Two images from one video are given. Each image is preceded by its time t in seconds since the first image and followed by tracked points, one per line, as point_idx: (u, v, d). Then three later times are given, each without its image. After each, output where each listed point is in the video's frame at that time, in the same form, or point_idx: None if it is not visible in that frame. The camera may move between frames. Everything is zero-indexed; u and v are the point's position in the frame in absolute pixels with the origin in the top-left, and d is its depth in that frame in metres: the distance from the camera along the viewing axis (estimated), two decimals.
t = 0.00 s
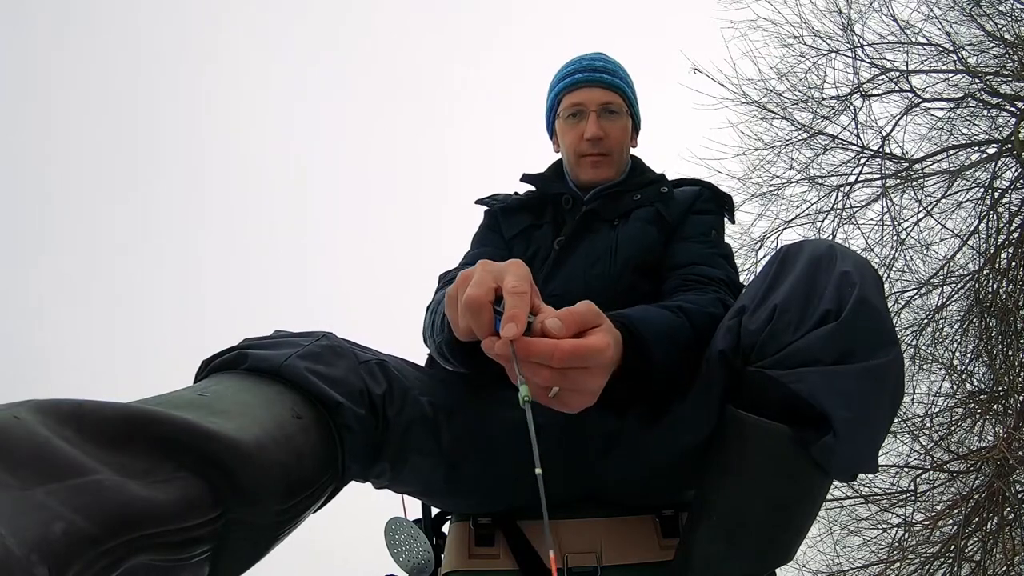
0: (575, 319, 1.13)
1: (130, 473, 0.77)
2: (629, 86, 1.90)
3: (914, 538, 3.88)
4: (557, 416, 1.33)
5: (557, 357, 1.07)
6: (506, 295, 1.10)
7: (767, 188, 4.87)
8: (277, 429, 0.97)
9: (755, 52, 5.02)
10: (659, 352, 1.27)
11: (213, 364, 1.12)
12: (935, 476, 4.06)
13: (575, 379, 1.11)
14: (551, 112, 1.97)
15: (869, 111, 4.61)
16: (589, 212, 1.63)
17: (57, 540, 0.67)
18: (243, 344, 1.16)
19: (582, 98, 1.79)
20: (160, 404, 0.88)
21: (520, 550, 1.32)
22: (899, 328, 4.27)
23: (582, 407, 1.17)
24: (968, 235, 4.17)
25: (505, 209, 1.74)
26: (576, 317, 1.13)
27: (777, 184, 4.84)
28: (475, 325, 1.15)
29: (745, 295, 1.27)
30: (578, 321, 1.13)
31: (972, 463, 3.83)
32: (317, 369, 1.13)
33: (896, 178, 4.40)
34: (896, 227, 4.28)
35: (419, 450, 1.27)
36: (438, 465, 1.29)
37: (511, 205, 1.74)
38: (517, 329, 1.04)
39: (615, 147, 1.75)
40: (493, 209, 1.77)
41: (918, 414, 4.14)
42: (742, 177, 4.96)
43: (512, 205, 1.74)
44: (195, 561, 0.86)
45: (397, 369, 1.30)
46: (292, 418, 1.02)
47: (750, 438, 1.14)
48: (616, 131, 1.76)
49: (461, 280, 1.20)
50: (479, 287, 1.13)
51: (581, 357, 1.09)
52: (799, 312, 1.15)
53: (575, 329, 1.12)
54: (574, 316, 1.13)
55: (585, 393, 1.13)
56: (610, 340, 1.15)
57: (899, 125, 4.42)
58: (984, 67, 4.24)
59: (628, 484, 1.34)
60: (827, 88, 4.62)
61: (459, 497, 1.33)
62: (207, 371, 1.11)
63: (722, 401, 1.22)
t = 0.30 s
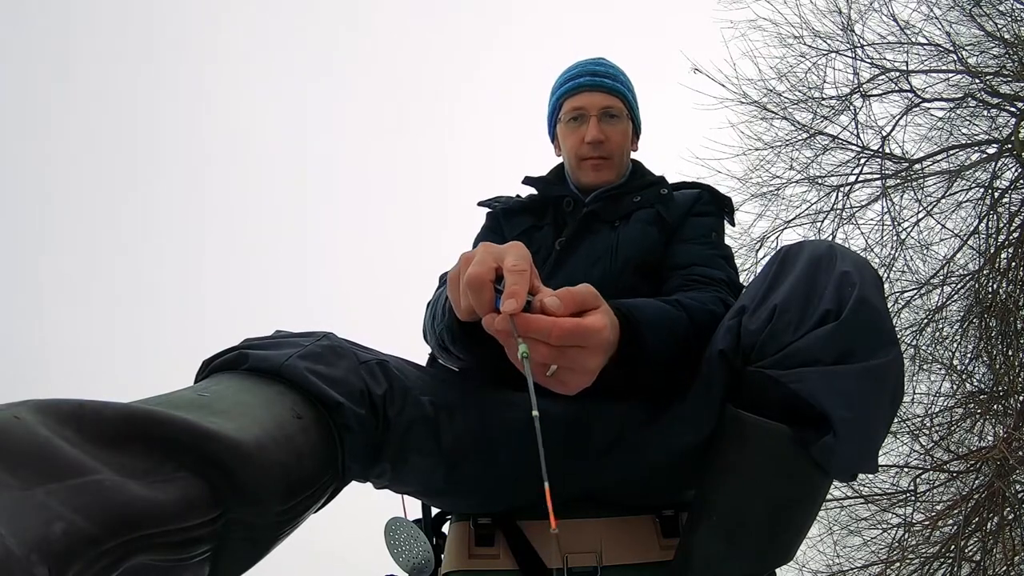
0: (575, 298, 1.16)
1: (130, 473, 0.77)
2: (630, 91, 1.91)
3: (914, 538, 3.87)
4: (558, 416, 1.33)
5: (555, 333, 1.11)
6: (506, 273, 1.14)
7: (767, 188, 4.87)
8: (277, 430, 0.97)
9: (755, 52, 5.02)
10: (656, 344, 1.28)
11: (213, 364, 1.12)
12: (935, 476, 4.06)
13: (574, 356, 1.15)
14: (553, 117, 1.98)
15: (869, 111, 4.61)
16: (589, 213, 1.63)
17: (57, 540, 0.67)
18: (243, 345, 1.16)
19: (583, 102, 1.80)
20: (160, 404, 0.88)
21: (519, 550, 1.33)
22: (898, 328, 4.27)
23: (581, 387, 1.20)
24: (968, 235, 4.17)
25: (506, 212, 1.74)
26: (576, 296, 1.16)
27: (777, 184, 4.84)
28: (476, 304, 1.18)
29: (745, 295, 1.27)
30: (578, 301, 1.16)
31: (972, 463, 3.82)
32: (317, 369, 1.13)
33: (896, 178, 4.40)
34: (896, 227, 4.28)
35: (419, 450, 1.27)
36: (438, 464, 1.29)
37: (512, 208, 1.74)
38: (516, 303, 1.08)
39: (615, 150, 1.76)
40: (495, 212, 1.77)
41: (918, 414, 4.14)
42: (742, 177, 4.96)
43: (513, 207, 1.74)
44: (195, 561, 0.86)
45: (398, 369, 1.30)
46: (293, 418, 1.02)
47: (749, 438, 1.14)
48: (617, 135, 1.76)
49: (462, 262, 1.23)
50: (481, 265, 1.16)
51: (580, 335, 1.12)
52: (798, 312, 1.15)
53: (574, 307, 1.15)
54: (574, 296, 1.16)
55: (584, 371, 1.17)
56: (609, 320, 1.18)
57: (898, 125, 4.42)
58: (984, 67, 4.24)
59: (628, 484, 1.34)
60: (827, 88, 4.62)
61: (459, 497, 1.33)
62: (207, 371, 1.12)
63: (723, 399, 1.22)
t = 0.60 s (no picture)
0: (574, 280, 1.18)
1: (130, 474, 0.77)
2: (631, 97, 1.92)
3: (914, 538, 3.87)
4: (559, 415, 1.34)
5: (553, 312, 1.12)
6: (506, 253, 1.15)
7: (767, 188, 4.87)
8: (278, 430, 0.97)
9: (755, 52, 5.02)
10: (656, 343, 1.28)
11: (215, 364, 1.12)
12: (935, 476, 4.06)
13: (571, 337, 1.16)
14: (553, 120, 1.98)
15: (869, 111, 4.61)
16: (590, 215, 1.64)
17: (58, 540, 0.67)
18: (244, 345, 1.16)
19: (584, 106, 1.81)
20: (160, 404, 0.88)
21: (520, 550, 1.32)
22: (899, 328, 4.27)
23: (576, 369, 1.21)
24: (968, 235, 4.17)
25: (507, 214, 1.74)
26: (576, 279, 1.17)
27: (777, 184, 4.84)
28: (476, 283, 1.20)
29: (744, 295, 1.27)
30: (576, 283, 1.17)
31: (972, 464, 3.82)
32: (317, 370, 1.13)
33: (896, 178, 4.40)
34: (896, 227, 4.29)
35: (420, 450, 1.27)
36: (439, 464, 1.29)
37: (513, 210, 1.74)
38: (515, 281, 1.09)
39: (616, 153, 1.76)
40: (496, 214, 1.77)
41: (918, 414, 4.14)
42: (742, 177, 4.96)
43: (514, 209, 1.74)
44: (194, 561, 0.86)
45: (400, 370, 1.30)
46: (293, 419, 1.02)
47: (748, 437, 1.14)
48: (618, 138, 1.77)
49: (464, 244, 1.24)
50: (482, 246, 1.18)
51: (578, 315, 1.14)
52: (798, 312, 1.15)
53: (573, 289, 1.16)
54: (573, 279, 1.17)
55: (581, 353, 1.18)
56: (608, 304, 1.19)
57: (899, 125, 4.42)
58: (984, 67, 4.24)
59: (628, 484, 1.35)
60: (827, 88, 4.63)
61: (460, 497, 1.33)
62: (209, 371, 1.12)
63: (723, 399, 1.22)
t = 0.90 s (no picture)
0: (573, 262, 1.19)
1: (131, 474, 0.77)
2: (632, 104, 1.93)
3: (914, 538, 3.87)
4: (559, 415, 1.34)
5: (551, 291, 1.13)
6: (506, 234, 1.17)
7: (767, 188, 4.87)
8: (278, 431, 0.97)
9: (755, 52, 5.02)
10: (653, 338, 1.30)
11: (216, 364, 1.12)
12: (935, 476, 4.05)
13: (568, 317, 1.17)
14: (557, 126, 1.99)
15: (869, 111, 4.60)
16: (591, 217, 1.64)
17: (58, 540, 0.67)
18: (245, 345, 1.16)
19: (586, 108, 1.81)
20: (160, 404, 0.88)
21: (519, 550, 1.32)
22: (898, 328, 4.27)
23: (572, 352, 1.22)
24: (968, 235, 4.17)
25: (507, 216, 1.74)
26: (575, 261, 1.19)
27: (777, 184, 4.84)
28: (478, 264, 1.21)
29: (745, 295, 1.27)
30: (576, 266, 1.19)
31: (972, 464, 3.81)
32: (317, 370, 1.13)
33: (896, 178, 4.41)
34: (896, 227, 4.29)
35: (421, 450, 1.27)
36: (439, 465, 1.29)
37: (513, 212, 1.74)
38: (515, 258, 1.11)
39: (617, 156, 1.76)
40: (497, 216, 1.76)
41: (918, 414, 4.14)
42: (742, 177, 4.96)
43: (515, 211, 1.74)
44: (195, 562, 0.86)
45: (401, 370, 1.31)
46: (293, 418, 1.02)
47: (747, 437, 1.15)
48: (619, 140, 1.77)
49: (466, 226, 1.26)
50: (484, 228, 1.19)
51: (574, 296, 1.15)
52: (798, 311, 1.15)
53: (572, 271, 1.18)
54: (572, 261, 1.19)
55: (578, 334, 1.19)
56: (606, 288, 1.21)
57: (899, 125, 4.42)
58: (984, 67, 4.24)
59: (628, 485, 1.34)
60: (827, 88, 4.63)
61: (460, 497, 1.33)
62: (210, 371, 1.12)
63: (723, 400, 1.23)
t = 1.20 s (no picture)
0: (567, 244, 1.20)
1: (131, 474, 0.78)
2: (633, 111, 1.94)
3: (914, 538, 3.87)
4: (559, 414, 1.35)
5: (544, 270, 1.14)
6: (503, 214, 1.19)
7: (767, 188, 4.87)
8: (279, 431, 0.98)
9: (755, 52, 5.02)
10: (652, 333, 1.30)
11: (217, 364, 1.12)
12: (935, 476, 4.04)
13: (561, 296, 1.18)
14: (559, 132, 1.99)
15: (869, 111, 4.60)
16: (591, 219, 1.64)
17: (58, 540, 0.67)
18: (245, 346, 1.17)
19: (588, 113, 1.82)
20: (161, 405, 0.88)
21: (518, 550, 1.32)
22: (899, 328, 4.27)
23: (569, 330, 1.23)
24: (968, 235, 4.17)
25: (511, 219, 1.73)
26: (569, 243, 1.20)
27: (777, 184, 4.84)
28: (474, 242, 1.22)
29: (737, 291, 1.28)
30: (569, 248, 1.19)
31: (972, 464, 3.80)
32: (317, 370, 1.13)
33: (896, 178, 4.41)
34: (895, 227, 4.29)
35: (422, 449, 1.27)
36: (440, 464, 1.29)
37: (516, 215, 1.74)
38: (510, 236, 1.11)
39: (617, 160, 1.76)
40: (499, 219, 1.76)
41: (918, 414, 4.14)
42: (742, 177, 4.96)
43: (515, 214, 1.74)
44: (194, 561, 0.86)
45: (401, 371, 1.31)
46: (293, 419, 1.02)
47: (740, 433, 1.15)
48: (619, 145, 1.77)
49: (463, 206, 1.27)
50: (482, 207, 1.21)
51: (567, 275, 1.15)
52: (791, 306, 1.16)
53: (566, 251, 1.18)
54: (566, 242, 1.19)
55: (570, 313, 1.20)
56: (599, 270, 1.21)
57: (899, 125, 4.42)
58: (984, 67, 4.24)
59: (628, 484, 1.34)
60: (827, 88, 4.63)
61: (460, 497, 1.33)
62: (210, 371, 1.12)
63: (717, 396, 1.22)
